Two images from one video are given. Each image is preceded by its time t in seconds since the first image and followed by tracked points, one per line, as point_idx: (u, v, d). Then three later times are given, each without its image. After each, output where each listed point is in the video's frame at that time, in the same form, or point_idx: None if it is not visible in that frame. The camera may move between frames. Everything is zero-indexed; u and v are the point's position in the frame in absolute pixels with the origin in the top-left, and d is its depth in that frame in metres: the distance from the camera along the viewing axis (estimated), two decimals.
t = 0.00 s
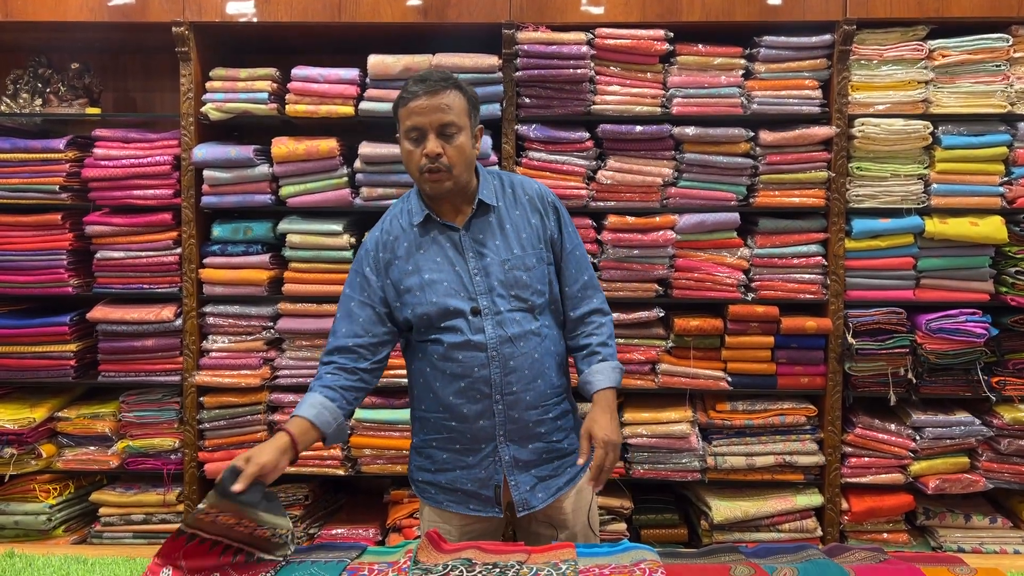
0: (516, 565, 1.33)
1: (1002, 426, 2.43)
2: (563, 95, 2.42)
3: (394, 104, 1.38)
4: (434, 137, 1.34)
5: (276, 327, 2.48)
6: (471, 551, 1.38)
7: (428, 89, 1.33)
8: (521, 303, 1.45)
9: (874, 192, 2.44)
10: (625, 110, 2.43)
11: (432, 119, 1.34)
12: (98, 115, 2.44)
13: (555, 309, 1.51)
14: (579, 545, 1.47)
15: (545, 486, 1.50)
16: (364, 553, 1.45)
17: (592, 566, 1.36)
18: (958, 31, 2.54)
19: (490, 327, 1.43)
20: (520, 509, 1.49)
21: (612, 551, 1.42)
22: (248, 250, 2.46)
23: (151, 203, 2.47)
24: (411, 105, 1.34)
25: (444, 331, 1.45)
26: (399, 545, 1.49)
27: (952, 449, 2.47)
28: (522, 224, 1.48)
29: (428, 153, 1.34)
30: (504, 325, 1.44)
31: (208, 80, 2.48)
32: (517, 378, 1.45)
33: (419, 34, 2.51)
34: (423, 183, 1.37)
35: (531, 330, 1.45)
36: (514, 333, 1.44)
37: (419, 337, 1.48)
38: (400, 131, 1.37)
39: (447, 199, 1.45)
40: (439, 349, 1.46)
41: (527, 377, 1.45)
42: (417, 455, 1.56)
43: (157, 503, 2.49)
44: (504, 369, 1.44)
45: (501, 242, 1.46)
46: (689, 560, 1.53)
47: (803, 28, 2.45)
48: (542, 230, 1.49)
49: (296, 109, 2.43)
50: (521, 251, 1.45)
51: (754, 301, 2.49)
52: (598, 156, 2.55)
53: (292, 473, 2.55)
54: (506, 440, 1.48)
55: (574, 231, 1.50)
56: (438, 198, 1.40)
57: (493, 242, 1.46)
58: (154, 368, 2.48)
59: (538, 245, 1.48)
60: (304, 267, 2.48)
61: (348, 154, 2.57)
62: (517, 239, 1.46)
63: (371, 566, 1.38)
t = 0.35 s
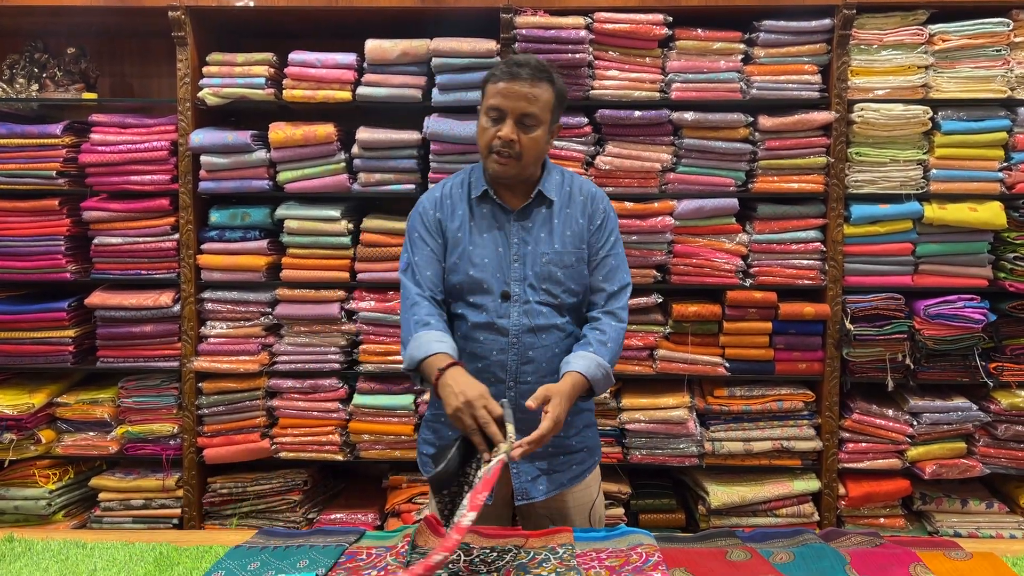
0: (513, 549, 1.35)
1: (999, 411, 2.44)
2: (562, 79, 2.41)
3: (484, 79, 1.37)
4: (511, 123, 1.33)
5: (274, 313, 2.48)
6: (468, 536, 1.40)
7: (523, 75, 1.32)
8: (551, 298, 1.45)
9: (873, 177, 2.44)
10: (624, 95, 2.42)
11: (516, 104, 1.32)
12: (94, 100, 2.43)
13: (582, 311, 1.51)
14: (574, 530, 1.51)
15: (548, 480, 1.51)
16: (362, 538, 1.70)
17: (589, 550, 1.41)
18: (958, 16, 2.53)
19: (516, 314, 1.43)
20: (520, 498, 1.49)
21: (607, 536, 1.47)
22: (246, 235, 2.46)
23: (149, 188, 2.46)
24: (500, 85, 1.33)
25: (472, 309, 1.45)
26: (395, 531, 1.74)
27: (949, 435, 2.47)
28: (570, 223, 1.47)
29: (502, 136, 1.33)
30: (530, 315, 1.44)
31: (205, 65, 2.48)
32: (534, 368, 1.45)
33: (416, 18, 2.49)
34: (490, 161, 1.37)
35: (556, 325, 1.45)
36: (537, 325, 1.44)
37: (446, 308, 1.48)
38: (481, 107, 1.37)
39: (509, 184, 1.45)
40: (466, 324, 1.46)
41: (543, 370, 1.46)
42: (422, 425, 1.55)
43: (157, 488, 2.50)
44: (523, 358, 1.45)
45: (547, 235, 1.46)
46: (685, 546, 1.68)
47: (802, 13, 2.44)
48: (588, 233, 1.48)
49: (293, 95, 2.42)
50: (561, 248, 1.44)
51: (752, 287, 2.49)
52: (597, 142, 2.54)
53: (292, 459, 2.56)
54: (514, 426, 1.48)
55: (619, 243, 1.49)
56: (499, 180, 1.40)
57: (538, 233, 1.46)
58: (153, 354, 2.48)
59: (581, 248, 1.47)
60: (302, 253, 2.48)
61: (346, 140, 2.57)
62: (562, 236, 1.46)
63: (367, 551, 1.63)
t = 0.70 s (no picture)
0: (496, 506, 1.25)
1: (996, 383, 2.45)
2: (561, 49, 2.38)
3: (535, 46, 1.33)
4: (566, 91, 1.29)
5: (272, 285, 2.48)
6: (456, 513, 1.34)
7: (578, 41, 1.28)
8: (583, 276, 1.42)
9: (872, 149, 2.42)
10: (623, 65, 2.40)
11: (570, 72, 1.29)
12: (89, 71, 2.41)
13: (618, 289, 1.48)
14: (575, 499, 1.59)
15: (574, 452, 1.54)
16: (361, 506, 1.72)
17: (586, 519, 1.46)
18: None
19: (548, 288, 1.43)
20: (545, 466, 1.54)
21: (607, 505, 1.53)
22: (243, 208, 2.45)
23: (146, 160, 2.45)
24: (553, 52, 1.29)
25: (505, 280, 1.45)
26: (396, 499, 1.76)
27: (946, 407, 2.48)
28: (610, 201, 1.41)
29: (557, 105, 1.29)
30: (562, 291, 1.43)
31: (201, 35, 2.45)
32: (562, 344, 1.45)
33: None
34: (543, 131, 1.33)
35: (588, 304, 1.44)
36: (568, 302, 1.43)
37: (482, 274, 1.49)
38: (534, 76, 1.34)
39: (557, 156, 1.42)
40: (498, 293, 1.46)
41: (570, 345, 1.45)
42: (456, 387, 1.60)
43: (157, 460, 2.51)
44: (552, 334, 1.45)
45: (585, 212, 1.42)
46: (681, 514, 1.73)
47: None
48: (629, 212, 1.42)
49: (289, 65, 2.40)
50: (598, 226, 1.40)
51: (751, 260, 2.49)
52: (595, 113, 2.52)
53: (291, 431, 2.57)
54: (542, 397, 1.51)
55: (661, 225, 1.42)
56: (552, 152, 1.36)
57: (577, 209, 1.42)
58: (151, 326, 2.49)
59: (619, 227, 1.42)
60: (300, 226, 2.47)
61: (343, 111, 2.55)
62: (601, 214, 1.41)
63: (367, 519, 1.65)
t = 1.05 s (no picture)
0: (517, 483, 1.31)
1: (995, 356, 2.45)
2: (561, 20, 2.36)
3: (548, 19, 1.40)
4: (580, 56, 1.35)
5: (271, 258, 2.47)
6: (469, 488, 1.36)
7: (587, 8, 1.34)
8: (607, 243, 1.48)
9: (874, 121, 2.41)
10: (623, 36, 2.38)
11: (583, 37, 1.34)
12: (85, 42, 2.39)
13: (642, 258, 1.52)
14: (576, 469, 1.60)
15: (601, 424, 1.60)
16: (362, 476, 1.73)
17: (586, 488, 1.47)
18: None
19: (572, 257, 1.49)
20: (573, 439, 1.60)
21: (607, 475, 1.54)
22: (241, 180, 2.44)
23: (143, 132, 2.44)
24: (565, 20, 1.35)
25: (530, 252, 1.53)
26: (396, 470, 1.77)
27: (945, 379, 2.48)
28: (631, 167, 1.47)
29: (571, 70, 1.35)
30: (585, 259, 1.49)
31: (197, 6, 2.43)
32: (587, 311, 1.51)
33: None
34: (560, 100, 1.39)
35: (612, 271, 1.49)
36: (591, 269, 1.49)
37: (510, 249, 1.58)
38: (548, 46, 1.39)
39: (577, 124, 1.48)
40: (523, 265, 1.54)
41: (595, 313, 1.51)
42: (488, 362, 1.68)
43: (157, 432, 2.52)
44: (576, 301, 1.51)
45: (607, 180, 1.48)
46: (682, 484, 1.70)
47: None
48: (649, 176, 1.47)
49: (286, 36, 2.38)
50: (620, 192, 1.46)
51: (751, 233, 2.48)
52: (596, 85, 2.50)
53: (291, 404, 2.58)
54: (567, 368, 1.57)
55: (685, 188, 1.46)
56: (571, 118, 1.41)
57: (598, 177, 1.49)
58: (151, 299, 2.49)
59: (642, 192, 1.47)
60: (298, 199, 2.46)
61: (342, 83, 2.53)
62: (623, 180, 1.47)
63: (368, 488, 1.66)
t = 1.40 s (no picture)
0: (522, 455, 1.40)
1: (993, 331, 2.46)
2: None
3: None
4: (598, 31, 1.35)
5: (270, 234, 2.46)
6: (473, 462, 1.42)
7: None
8: (616, 218, 1.49)
9: (876, 96, 2.39)
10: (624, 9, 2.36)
11: (602, 11, 1.34)
12: (80, 15, 2.37)
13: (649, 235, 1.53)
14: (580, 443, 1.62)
15: (602, 397, 1.62)
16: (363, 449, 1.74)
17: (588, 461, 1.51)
18: None
19: (580, 230, 1.50)
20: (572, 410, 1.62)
21: (606, 448, 1.57)
22: (240, 155, 2.43)
23: (141, 107, 2.42)
24: None
25: (538, 223, 1.53)
26: (396, 443, 1.77)
27: (943, 355, 2.49)
28: (644, 142, 1.48)
29: (589, 45, 1.36)
30: (593, 233, 1.50)
31: None
32: (593, 285, 1.52)
33: None
34: (577, 74, 1.40)
35: (619, 246, 1.50)
36: (598, 243, 1.50)
37: (518, 218, 1.58)
38: (567, 18, 1.39)
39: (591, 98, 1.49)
40: (530, 237, 1.54)
41: (601, 287, 1.52)
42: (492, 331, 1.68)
43: (157, 408, 2.53)
44: (583, 274, 1.52)
45: (619, 154, 1.49)
46: (681, 458, 1.71)
47: None
48: (662, 153, 1.48)
49: (284, 9, 2.36)
50: (631, 167, 1.47)
51: (752, 208, 2.46)
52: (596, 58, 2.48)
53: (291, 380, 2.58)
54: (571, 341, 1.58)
55: (695, 166, 1.46)
56: (587, 93, 1.42)
57: (611, 152, 1.49)
58: (150, 275, 2.48)
59: (653, 168, 1.48)
60: (297, 174, 2.45)
61: (340, 57, 2.51)
62: (636, 156, 1.48)
63: (369, 462, 1.67)
